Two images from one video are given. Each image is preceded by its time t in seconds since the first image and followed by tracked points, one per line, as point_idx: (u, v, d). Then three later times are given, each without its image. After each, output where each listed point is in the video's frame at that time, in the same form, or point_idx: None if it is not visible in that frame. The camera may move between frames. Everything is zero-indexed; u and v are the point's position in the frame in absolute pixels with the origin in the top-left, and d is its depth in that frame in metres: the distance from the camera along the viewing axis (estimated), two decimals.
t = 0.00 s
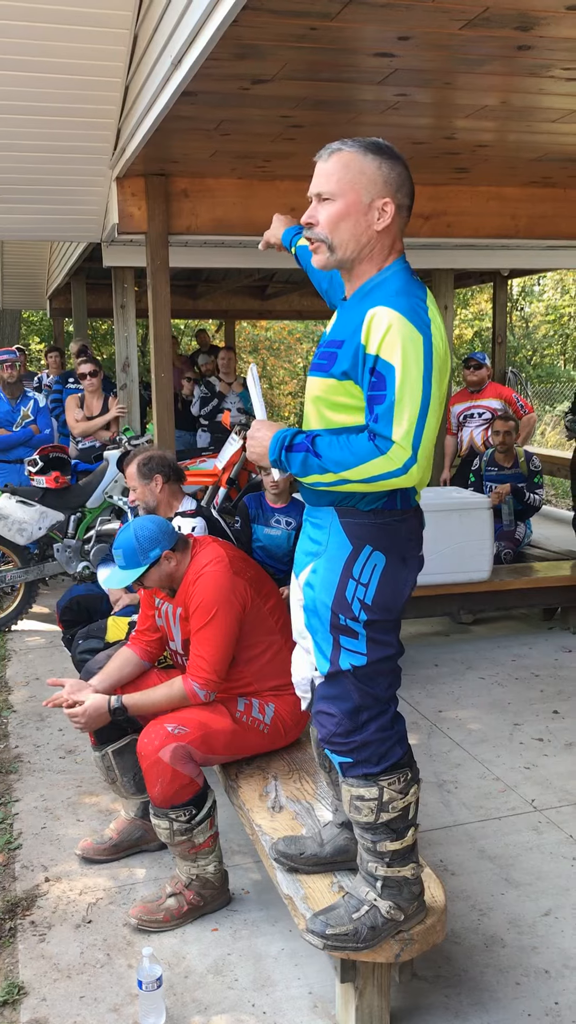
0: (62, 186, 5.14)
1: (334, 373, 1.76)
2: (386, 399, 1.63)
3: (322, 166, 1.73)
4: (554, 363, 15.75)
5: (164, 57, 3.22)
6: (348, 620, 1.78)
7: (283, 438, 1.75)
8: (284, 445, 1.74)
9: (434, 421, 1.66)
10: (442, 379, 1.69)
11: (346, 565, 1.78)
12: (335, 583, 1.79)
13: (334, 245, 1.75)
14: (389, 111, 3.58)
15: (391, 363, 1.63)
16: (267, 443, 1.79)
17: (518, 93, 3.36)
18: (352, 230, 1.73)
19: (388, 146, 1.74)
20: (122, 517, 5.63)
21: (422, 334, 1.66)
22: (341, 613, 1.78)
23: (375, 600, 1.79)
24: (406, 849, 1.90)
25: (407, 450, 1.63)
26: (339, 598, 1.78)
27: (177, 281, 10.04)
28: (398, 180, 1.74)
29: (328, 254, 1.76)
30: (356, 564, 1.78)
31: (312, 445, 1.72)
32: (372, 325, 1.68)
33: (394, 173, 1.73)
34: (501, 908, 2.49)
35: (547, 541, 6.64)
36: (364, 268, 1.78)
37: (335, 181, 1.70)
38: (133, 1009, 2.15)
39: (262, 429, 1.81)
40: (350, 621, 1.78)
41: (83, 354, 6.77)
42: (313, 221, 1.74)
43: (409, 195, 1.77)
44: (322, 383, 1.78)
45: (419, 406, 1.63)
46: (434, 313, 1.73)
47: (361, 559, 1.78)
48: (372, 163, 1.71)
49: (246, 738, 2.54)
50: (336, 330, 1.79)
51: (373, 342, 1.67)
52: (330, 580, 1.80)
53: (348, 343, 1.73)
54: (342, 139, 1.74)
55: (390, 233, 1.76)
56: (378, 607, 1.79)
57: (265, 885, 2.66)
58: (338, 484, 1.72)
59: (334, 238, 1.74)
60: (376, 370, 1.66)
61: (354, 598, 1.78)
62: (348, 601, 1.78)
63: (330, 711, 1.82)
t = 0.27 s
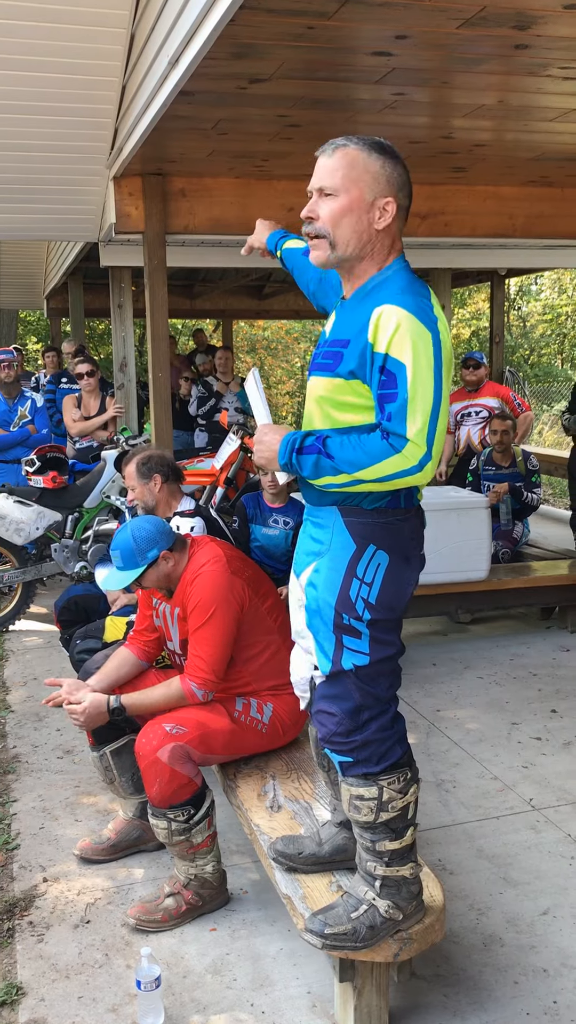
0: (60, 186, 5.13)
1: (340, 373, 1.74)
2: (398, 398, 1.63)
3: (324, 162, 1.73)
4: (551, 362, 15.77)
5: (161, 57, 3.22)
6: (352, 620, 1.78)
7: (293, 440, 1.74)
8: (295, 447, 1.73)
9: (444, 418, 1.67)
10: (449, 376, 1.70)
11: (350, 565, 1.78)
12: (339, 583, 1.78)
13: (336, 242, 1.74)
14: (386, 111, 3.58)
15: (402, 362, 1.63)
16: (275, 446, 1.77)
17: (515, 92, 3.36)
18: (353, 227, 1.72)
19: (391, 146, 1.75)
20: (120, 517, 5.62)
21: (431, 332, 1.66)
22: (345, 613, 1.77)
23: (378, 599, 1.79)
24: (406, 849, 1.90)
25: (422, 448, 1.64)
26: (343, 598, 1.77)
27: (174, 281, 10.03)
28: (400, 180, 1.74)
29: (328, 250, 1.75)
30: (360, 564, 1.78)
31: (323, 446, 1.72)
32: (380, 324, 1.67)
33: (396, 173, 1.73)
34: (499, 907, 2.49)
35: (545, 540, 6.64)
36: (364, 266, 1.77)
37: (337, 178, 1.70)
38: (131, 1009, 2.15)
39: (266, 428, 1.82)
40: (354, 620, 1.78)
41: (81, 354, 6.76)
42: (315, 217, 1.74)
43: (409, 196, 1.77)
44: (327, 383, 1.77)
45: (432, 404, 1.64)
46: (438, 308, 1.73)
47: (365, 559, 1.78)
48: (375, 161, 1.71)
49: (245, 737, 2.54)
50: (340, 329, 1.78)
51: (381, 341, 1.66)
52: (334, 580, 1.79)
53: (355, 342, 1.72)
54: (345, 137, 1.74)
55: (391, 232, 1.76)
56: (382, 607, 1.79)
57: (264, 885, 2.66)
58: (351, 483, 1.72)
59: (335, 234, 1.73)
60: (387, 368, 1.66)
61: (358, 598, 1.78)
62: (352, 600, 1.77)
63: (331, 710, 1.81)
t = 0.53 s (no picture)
0: (59, 185, 5.13)
1: (330, 371, 1.75)
2: (381, 396, 1.63)
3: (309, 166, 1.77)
4: (550, 361, 15.78)
5: (161, 55, 3.22)
6: (347, 619, 1.78)
7: (281, 439, 1.76)
8: (282, 445, 1.75)
9: (430, 416, 1.65)
10: (439, 374, 1.69)
11: (345, 563, 1.78)
12: (334, 582, 1.79)
13: (315, 245, 1.79)
14: (386, 109, 3.58)
15: (385, 360, 1.63)
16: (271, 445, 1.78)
17: (515, 91, 3.36)
18: (331, 232, 1.75)
19: (372, 142, 1.71)
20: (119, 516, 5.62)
21: (417, 330, 1.65)
22: (339, 612, 1.78)
23: (373, 599, 1.78)
24: (405, 847, 1.90)
25: (403, 446, 1.63)
26: (337, 597, 1.78)
27: (173, 279, 10.02)
28: (379, 176, 1.71)
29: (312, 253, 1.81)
30: (354, 564, 1.78)
31: (309, 443, 1.73)
32: (366, 322, 1.67)
33: (373, 171, 1.70)
34: (498, 905, 2.49)
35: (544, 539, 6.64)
36: (351, 267, 1.79)
37: (313, 185, 1.74)
38: (130, 1008, 2.15)
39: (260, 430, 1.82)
40: (348, 619, 1.78)
41: (79, 353, 6.76)
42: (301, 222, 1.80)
43: (394, 192, 1.72)
44: (319, 381, 1.78)
45: (414, 401, 1.63)
46: (429, 305, 1.71)
47: (360, 558, 1.78)
48: (348, 162, 1.70)
49: (244, 737, 2.54)
50: (333, 327, 1.79)
51: (367, 340, 1.67)
52: (329, 579, 1.80)
53: (344, 340, 1.73)
54: (330, 139, 1.75)
55: (373, 232, 1.75)
56: (377, 607, 1.79)
57: (263, 884, 2.66)
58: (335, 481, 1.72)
59: (315, 239, 1.78)
60: (371, 366, 1.66)
61: (352, 597, 1.78)
62: (347, 599, 1.78)
63: (328, 709, 1.82)
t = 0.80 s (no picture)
0: (59, 182, 5.12)
1: (312, 369, 1.76)
2: (346, 398, 1.64)
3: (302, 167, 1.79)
4: (550, 359, 15.77)
5: (161, 51, 3.21)
6: (334, 614, 1.79)
7: (258, 436, 1.77)
8: (260, 442, 1.77)
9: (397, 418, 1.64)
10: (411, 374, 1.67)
11: (331, 560, 1.79)
12: (321, 578, 1.81)
13: (307, 244, 1.80)
14: (386, 106, 3.57)
15: (352, 361, 1.63)
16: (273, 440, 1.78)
17: (516, 88, 3.35)
18: (319, 230, 1.76)
19: (358, 141, 1.71)
20: (119, 513, 5.62)
21: (387, 330, 1.63)
22: (326, 608, 1.80)
23: (359, 595, 1.77)
24: (404, 844, 1.89)
25: (365, 448, 1.63)
26: (323, 593, 1.80)
27: (173, 276, 10.01)
28: (362, 175, 1.70)
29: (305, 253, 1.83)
30: (340, 561, 1.78)
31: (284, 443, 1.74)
32: (339, 322, 1.67)
33: (356, 169, 1.69)
34: (498, 903, 2.49)
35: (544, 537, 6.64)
36: (341, 266, 1.79)
37: (303, 185, 1.76)
38: (130, 1005, 2.14)
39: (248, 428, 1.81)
40: (335, 614, 1.79)
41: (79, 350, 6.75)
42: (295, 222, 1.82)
43: (379, 191, 1.71)
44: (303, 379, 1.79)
45: (378, 403, 1.62)
46: (406, 302, 1.68)
47: (346, 554, 1.78)
48: (332, 161, 1.70)
49: (244, 734, 2.54)
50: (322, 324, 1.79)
51: (338, 339, 1.67)
52: (317, 573, 1.82)
53: (324, 339, 1.73)
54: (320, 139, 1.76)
55: (359, 230, 1.74)
56: (363, 605, 1.77)
57: (262, 881, 2.66)
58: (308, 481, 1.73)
59: (306, 237, 1.79)
60: (341, 366, 1.66)
61: (338, 593, 1.78)
62: (333, 595, 1.78)
63: (322, 706, 1.82)
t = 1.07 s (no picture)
0: (58, 177, 5.11)
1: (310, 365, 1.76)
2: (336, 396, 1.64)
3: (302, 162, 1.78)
4: (551, 356, 15.77)
5: (160, 46, 3.20)
6: (333, 610, 1.79)
7: (255, 429, 1.79)
8: (255, 436, 1.78)
9: (388, 418, 1.63)
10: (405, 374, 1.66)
11: (331, 555, 1.79)
12: (320, 573, 1.81)
13: (307, 240, 1.80)
14: (387, 102, 3.56)
15: (344, 359, 1.63)
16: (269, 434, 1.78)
17: (516, 83, 3.34)
18: (319, 226, 1.75)
19: (358, 136, 1.70)
20: (119, 510, 5.61)
21: (380, 328, 1.62)
22: (325, 603, 1.80)
23: (358, 591, 1.77)
24: (403, 841, 1.89)
25: (353, 448, 1.63)
26: (322, 589, 1.80)
27: (173, 273, 9.99)
28: (363, 170, 1.69)
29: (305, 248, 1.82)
30: (340, 556, 1.78)
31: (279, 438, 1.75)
32: (334, 319, 1.67)
33: (357, 164, 1.69)
34: (497, 900, 2.49)
35: (544, 534, 6.63)
36: (342, 262, 1.78)
37: (303, 180, 1.76)
38: (130, 1002, 2.14)
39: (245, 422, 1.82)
40: (335, 610, 1.79)
41: (79, 347, 6.74)
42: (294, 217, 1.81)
43: (379, 186, 1.70)
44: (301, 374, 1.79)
45: (367, 403, 1.61)
46: (402, 300, 1.67)
47: (346, 549, 1.78)
48: (333, 157, 1.70)
49: (243, 730, 2.54)
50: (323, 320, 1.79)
51: (333, 336, 1.67)
52: (317, 569, 1.82)
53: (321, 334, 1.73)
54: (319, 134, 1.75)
55: (359, 225, 1.73)
56: (362, 600, 1.77)
57: (262, 878, 2.66)
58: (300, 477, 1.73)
59: (307, 233, 1.79)
60: (334, 364, 1.66)
61: (338, 589, 1.78)
62: (332, 591, 1.78)
63: (322, 701, 1.83)
